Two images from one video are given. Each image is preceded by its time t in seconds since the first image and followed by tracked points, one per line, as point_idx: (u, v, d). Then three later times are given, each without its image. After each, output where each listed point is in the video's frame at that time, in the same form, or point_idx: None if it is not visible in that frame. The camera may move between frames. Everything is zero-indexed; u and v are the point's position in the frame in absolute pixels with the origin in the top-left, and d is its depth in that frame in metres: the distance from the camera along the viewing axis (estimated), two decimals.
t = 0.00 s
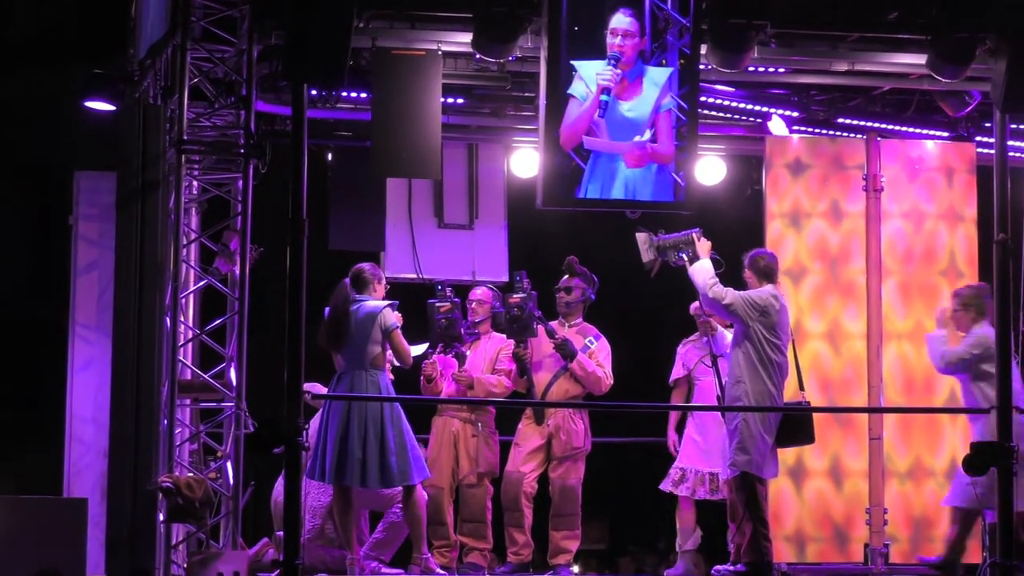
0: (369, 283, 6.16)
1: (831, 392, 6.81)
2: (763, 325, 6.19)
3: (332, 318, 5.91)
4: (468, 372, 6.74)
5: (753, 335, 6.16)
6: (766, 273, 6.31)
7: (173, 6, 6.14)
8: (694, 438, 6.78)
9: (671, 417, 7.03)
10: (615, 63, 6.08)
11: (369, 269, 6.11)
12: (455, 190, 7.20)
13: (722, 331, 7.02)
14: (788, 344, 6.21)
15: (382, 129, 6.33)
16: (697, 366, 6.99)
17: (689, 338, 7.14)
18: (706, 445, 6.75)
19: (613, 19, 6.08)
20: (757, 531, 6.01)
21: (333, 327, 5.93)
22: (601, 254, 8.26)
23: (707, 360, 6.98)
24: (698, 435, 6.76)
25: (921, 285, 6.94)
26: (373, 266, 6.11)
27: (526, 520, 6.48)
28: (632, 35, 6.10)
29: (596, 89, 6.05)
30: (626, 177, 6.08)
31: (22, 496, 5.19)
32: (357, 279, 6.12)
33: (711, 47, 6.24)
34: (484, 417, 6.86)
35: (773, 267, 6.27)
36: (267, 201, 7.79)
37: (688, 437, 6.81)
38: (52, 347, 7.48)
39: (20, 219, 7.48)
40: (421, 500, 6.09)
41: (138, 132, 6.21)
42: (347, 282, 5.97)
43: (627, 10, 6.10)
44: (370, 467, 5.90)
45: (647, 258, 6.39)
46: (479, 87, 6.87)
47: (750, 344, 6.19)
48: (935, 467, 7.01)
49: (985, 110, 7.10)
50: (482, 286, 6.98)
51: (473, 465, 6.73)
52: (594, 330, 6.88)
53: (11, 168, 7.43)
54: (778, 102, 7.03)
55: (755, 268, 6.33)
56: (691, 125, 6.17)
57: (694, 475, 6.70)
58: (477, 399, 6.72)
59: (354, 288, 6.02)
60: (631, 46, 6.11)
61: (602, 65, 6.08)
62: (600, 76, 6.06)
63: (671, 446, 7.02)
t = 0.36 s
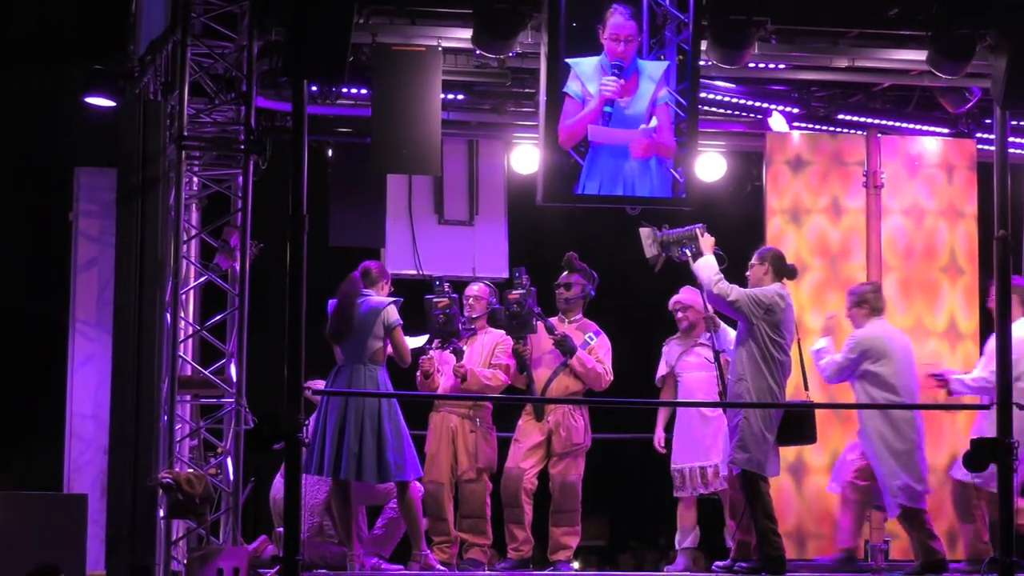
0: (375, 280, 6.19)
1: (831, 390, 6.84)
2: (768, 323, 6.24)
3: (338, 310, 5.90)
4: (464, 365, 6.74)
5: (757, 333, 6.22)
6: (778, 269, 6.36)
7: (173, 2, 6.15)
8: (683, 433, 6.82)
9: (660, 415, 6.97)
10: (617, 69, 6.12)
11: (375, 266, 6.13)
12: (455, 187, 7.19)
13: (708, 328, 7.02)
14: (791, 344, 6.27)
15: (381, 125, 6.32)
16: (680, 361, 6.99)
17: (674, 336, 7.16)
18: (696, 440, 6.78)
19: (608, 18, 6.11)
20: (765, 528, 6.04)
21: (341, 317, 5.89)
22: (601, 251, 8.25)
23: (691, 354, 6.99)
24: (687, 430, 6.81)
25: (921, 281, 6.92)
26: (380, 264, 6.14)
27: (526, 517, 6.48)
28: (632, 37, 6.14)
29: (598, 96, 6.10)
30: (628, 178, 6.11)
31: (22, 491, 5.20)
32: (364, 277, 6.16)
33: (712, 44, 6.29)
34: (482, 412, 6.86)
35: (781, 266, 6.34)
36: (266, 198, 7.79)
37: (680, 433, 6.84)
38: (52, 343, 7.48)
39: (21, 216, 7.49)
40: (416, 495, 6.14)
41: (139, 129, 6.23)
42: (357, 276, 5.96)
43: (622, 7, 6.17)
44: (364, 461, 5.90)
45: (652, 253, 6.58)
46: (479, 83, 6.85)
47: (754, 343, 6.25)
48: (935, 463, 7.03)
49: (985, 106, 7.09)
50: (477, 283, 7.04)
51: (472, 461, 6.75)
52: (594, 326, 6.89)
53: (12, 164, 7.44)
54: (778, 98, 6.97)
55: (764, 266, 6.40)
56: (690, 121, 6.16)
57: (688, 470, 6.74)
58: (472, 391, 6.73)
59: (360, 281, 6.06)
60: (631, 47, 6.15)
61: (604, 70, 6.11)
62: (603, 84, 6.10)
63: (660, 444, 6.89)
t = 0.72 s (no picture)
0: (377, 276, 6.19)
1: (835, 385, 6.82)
2: (771, 316, 6.24)
3: (341, 304, 5.87)
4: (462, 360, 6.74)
5: (761, 326, 6.24)
6: (782, 263, 6.38)
7: None
8: (676, 429, 6.79)
9: (648, 410, 6.72)
10: (619, 66, 6.13)
11: (377, 262, 6.12)
12: (457, 182, 7.17)
13: (695, 323, 6.89)
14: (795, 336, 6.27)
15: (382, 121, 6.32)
16: (668, 357, 6.87)
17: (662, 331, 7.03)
18: (688, 436, 6.75)
19: (607, 14, 6.12)
20: (767, 523, 6.06)
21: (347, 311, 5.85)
22: (603, 247, 8.24)
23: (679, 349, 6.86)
24: (680, 425, 6.78)
25: (925, 276, 6.91)
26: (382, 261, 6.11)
27: (528, 512, 6.48)
28: (632, 33, 6.15)
29: (604, 95, 6.13)
30: (636, 173, 6.14)
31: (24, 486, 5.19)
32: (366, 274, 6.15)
33: (713, 38, 6.33)
34: (479, 408, 6.84)
35: (786, 261, 6.35)
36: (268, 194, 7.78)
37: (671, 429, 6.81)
38: (53, 339, 7.47)
39: (22, 212, 7.48)
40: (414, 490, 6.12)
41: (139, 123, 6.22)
42: (360, 272, 5.94)
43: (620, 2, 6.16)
44: (361, 458, 5.88)
45: (654, 247, 6.62)
46: (481, 78, 6.83)
47: (756, 336, 6.27)
48: (939, 458, 7.00)
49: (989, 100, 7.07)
50: (476, 278, 7.05)
51: (471, 456, 6.73)
52: (596, 321, 6.86)
53: (13, 160, 7.43)
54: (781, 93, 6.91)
55: (768, 260, 6.42)
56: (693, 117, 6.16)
57: (681, 466, 6.71)
58: (470, 387, 6.74)
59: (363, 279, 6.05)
60: (632, 43, 6.17)
61: (606, 68, 6.11)
62: (608, 83, 6.12)
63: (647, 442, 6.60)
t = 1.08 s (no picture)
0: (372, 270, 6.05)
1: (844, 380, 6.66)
2: (775, 310, 6.15)
3: (334, 301, 5.75)
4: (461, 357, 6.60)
5: (764, 321, 6.12)
6: (785, 258, 6.27)
7: None
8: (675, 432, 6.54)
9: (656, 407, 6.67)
10: (622, 57, 6.01)
11: (371, 256, 5.97)
12: (458, 174, 7.02)
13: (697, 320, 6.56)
14: (801, 331, 6.15)
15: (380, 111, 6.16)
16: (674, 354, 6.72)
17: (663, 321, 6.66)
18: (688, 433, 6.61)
19: (613, 4, 6.01)
20: (775, 523, 5.92)
21: (341, 311, 5.74)
22: (608, 241, 8.10)
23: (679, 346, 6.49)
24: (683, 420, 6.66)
25: (936, 270, 6.77)
26: (376, 253, 5.97)
27: (530, 511, 6.34)
28: (636, 21, 6.04)
29: (608, 87, 6.02)
30: (643, 168, 6.02)
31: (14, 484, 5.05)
32: (360, 268, 6.00)
33: (720, 26, 6.15)
34: (477, 405, 6.73)
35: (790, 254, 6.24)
36: (266, 187, 7.62)
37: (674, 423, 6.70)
38: (47, 335, 7.33)
39: (17, 205, 7.37)
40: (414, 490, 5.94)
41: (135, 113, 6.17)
42: (353, 268, 5.80)
43: None
44: (358, 457, 5.75)
45: (657, 241, 6.44)
46: (483, 68, 6.67)
47: (760, 330, 6.16)
48: (950, 457, 6.84)
49: (1001, 91, 6.91)
50: (477, 272, 6.87)
51: (470, 455, 6.62)
52: (600, 317, 6.73)
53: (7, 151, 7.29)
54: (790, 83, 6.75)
55: (772, 253, 6.32)
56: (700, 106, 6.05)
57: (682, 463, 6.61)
58: (469, 386, 6.61)
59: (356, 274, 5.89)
60: (636, 33, 6.04)
61: (610, 59, 6.00)
62: (612, 74, 6.02)
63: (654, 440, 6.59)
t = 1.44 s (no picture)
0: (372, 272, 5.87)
1: (860, 388, 6.53)
2: (790, 317, 6.00)
3: (334, 307, 5.60)
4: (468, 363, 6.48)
5: (778, 327, 5.98)
6: (801, 262, 6.12)
7: None
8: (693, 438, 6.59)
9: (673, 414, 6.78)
10: (635, 51, 5.92)
11: (370, 258, 5.82)
12: (467, 176, 6.88)
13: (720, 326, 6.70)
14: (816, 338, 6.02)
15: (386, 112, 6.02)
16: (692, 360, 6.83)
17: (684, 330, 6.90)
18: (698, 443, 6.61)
19: None
20: (790, 534, 5.78)
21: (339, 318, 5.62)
22: (619, 244, 7.96)
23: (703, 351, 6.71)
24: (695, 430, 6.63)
25: (954, 276, 6.64)
26: (376, 256, 5.81)
27: (541, 521, 6.20)
28: (652, 15, 5.91)
29: (618, 80, 5.95)
30: (653, 167, 5.97)
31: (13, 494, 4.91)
32: (359, 269, 5.84)
33: (734, 27, 6.02)
34: (485, 413, 6.61)
35: (805, 258, 6.09)
36: (270, 188, 7.48)
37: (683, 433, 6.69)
38: (47, 338, 7.19)
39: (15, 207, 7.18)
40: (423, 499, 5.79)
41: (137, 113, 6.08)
42: (352, 271, 5.65)
43: None
44: (369, 462, 5.61)
45: (671, 244, 6.37)
46: (493, 68, 6.52)
47: (775, 336, 6.00)
48: (969, 466, 6.71)
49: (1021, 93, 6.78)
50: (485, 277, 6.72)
51: (478, 463, 6.50)
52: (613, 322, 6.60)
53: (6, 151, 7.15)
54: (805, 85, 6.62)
55: (787, 257, 6.16)
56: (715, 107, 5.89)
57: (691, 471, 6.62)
58: (477, 393, 6.49)
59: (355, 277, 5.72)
60: (650, 27, 5.93)
61: (622, 52, 5.93)
62: (622, 67, 5.94)
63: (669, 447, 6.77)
